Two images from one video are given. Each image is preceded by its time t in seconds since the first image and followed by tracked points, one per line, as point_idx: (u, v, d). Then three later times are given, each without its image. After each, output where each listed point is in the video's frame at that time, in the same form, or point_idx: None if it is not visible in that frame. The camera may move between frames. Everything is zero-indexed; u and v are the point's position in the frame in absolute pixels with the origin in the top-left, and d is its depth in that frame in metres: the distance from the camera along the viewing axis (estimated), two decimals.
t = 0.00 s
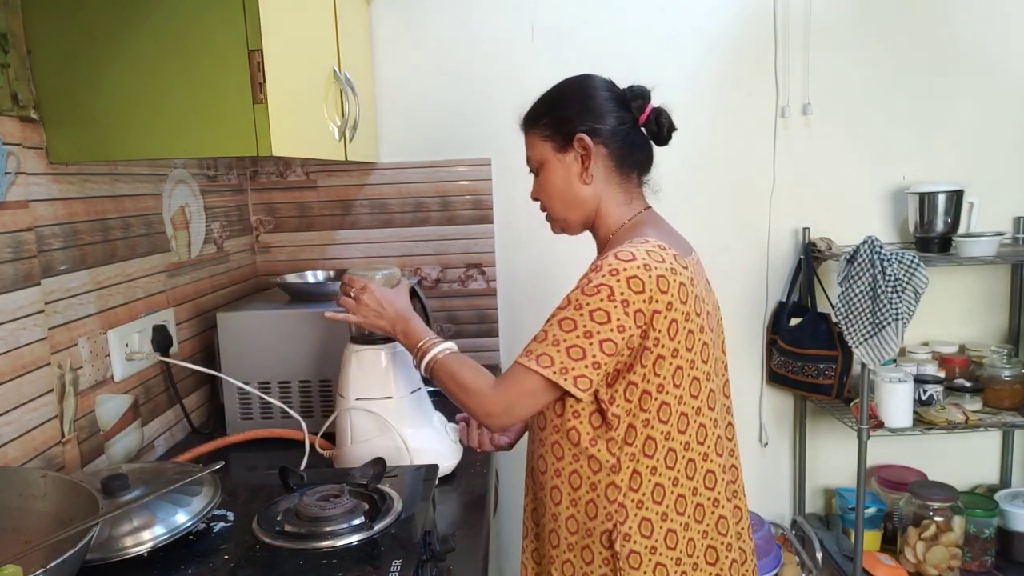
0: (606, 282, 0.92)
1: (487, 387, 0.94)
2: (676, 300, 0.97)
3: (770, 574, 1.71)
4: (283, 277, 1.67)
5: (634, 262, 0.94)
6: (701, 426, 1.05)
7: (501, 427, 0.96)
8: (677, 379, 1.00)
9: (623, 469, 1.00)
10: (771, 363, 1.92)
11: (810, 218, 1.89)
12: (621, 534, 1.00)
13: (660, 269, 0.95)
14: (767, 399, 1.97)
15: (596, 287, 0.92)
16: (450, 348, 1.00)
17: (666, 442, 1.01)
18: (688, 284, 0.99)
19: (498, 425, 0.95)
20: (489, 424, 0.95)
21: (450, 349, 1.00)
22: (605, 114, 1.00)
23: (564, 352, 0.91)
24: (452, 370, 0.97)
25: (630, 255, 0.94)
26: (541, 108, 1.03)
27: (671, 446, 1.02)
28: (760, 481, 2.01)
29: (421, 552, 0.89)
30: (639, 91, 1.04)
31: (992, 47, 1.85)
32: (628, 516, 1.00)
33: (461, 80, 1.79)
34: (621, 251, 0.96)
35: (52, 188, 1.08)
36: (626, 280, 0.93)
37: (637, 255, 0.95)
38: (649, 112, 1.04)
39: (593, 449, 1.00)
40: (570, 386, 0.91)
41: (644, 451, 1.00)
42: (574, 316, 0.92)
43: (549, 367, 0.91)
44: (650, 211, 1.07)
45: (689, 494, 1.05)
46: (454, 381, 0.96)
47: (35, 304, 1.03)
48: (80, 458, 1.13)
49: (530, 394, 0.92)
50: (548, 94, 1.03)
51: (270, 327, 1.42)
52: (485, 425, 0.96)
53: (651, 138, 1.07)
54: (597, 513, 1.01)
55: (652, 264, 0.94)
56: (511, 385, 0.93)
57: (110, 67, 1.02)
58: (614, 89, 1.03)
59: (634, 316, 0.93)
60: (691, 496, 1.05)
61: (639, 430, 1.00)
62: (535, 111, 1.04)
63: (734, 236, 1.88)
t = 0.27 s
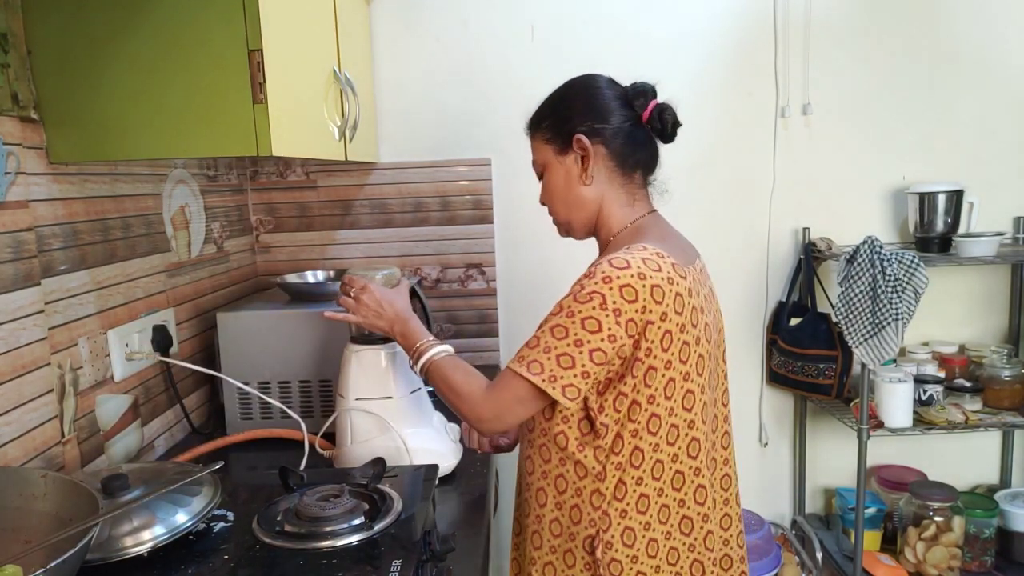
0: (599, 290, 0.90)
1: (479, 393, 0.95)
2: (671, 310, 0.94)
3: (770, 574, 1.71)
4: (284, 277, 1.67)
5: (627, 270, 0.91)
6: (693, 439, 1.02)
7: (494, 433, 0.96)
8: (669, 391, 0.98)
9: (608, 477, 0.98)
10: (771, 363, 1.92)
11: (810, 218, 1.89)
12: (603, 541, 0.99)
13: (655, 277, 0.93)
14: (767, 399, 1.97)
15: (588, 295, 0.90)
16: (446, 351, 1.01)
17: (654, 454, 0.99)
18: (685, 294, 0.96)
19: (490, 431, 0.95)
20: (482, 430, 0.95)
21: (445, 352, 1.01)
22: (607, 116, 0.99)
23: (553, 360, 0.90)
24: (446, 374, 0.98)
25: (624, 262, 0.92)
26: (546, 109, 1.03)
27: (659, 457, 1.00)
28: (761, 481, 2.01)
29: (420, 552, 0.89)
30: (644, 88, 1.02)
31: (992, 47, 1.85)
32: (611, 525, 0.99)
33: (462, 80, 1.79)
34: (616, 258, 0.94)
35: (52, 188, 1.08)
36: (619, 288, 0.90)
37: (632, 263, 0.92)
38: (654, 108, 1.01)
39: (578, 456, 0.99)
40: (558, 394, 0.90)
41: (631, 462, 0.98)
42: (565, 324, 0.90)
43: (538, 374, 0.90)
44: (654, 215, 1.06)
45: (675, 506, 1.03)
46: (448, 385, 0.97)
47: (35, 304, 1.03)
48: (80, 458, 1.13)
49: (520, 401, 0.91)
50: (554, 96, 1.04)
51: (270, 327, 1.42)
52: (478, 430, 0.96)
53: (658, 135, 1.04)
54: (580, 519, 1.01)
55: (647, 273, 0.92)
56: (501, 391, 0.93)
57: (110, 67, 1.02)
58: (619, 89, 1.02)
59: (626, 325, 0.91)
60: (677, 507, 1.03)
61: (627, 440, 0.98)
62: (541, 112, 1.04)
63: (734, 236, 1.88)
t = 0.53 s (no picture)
0: (595, 304, 0.89)
1: (470, 395, 0.95)
2: (669, 327, 0.93)
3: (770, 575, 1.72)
4: (284, 277, 1.67)
5: (625, 285, 0.90)
6: (685, 457, 1.01)
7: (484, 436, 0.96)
8: (662, 409, 0.96)
9: (596, 492, 0.98)
10: (771, 363, 1.92)
11: (810, 218, 1.89)
12: (588, 555, 0.99)
13: (653, 294, 0.91)
14: (767, 399, 1.97)
15: (584, 309, 0.89)
16: (443, 353, 1.01)
17: (644, 471, 0.98)
18: (684, 310, 0.95)
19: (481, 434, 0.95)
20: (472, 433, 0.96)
21: (441, 354, 1.01)
22: (608, 122, 0.99)
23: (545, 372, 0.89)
24: (440, 377, 0.98)
25: (622, 277, 0.91)
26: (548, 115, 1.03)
27: (649, 475, 0.98)
28: (761, 482, 2.01)
29: (420, 552, 0.89)
30: (645, 90, 1.01)
31: (992, 47, 1.85)
32: (597, 540, 0.99)
33: (462, 80, 1.79)
34: (615, 271, 0.92)
35: (52, 188, 1.08)
36: (615, 304, 0.89)
37: (631, 277, 0.91)
38: (655, 110, 1.00)
39: (567, 468, 0.98)
40: (547, 407, 0.89)
41: (620, 478, 0.97)
42: (559, 336, 0.89)
43: (529, 385, 0.89)
44: (656, 224, 1.04)
45: (664, 523, 1.02)
46: (440, 387, 0.97)
47: (35, 304, 1.03)
48: (80, 458, 1.13)
49: (509, 408, 0.91)
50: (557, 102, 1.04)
51: (271, 327, 1.42)
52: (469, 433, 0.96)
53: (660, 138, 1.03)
54: (566, 531, 1.00)
55: (645, 288, 0.91)
56: (492, 395, 0.92)
57: (110, 67, 1.02)
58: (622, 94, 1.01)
59: (622, 342, 0.90)
60: (665, 525, 1.02)
61: (618, 457, 0.97)
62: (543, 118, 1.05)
63: (734, 236, 1.88)
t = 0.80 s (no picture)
0: (590, 313, 0.89)
1: (458, 393, 0.95)
2: (665, 341, 0.92)
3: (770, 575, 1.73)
4: (283, 277, 1.67)
5: (620, 296, 0.90)
6: (681, 475, 1.00)
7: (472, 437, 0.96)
8: (658, 425, 0.96)
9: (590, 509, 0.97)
10: (771, 363, 1.92)
11: (810, 218, 1.89)
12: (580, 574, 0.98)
13: (648, 306, 0.91)
14: (767, 399, 1.97)
15: (577, 317, 0.89)
16: (435, 352, 1.02)
17: (639, 489, 0.97)
18: (681, 323, 0.94)
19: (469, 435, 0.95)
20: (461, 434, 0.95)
21: (433, 353, 1.01)
22: (608, 126, 0.98)
23: (536, 377, 0.89)
24: (430, 376, 0.98)
25: (617, 288, 0.90)
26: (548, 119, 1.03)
27: (644, 493, 0.97)
28: (761, 482, 2.01)
29: (420, 552, 0.89)
30: (650, 91, 1.00)
31: (992, 47, 1.85)
32: (590, 558, 0.98)
33: (462, 79, 1.79)
34: (610, 281, 0.92)
35: (52, 188, 1.08)
36: (610, 314, 0.89)
37: (627, 289, 0.91)
38: (659, 112, 1.00)
39: (561, 484, 0.97)
40: (535, 415, 0.89)
41: (615, 496, 0.96)
42: (551, 343, 0.90)
43: (519, 390, 0.89)
44: (655, 232, 1.04)
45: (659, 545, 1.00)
46: (429, 384, 0.98)
47: (35, 304, 1.03)
48: (79, 458, 1.13)
49: (496, 409, 0.91)
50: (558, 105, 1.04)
51: (271, 328, 1.42)
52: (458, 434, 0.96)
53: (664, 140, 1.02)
54: (559, 549, 0.99)
55: (641, 300, 0.90)
56: (479, 396, 0.92)
57: (109, 67, 1.02)
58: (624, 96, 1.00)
59: (617, 354, 0.89)
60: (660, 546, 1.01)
61: (613, 473, 0.96)
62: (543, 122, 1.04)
63: (734, 236, 1.88)
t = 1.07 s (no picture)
0: (578, 311, 0.88)
1: (454, 395, 0.95)
2: (655, 335, 0.92)
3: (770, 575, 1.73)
4: (283, 277, 1.67)
5: (609, 292, 0.89)
6: (681, 468, 1.00)
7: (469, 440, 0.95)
8: (656, 420, 0.95)
9: (596, 508, 0.97)
10: (771, 363, 1.92)
11: (810, 218, 1.89)
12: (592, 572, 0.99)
13: (637, 300, 0.90)
14: (767, 399, 1.97)
15: (566, 316, 0.88)
16: (434, 354, 1.01)
17: (643, 486, 0.97)
18: (672, 318, 0.94)
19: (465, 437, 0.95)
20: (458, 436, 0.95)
21: (433, 355, 1.01)
22: (583, 128, 0.98)
23: (528, 378, 0.89)
24: (428, 379, 0.98)
25: (606, 283, 0.90)
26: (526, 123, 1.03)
27: (648, 490, 0.97)
28: (761, 481, 2.01)
29: (420, 551, 0.89)
30: (625, 90, 1.00)
31: (993, 47, 1.85)
32: (601, 557, 0.98)
33: (462, 79, 1.79)
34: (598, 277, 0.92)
35: (52, 188, 1.08)
36: (598, 310, 0.88)
37: (615, 284, 0.90)
38: (635, 111, 0.99)
39: (565, 484, 0.97)
40: (530, 415, 0.89)
41: (620, 494, 0.96)
42: (542, 343, 0.89)
43: (511, 391, 0.89)
44: (639, 227, 1.04)
45: (667, 539, 1.01)
46: (426, 387, 0.98)
47: (35, 304, 1.03)
48: (79, 459, 1.13)
49: (492, 412, 0.91)
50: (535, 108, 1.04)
51: (270, 328, 1.42)
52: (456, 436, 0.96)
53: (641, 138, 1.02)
54: (569, 548, 1.00)
55: (630, 295, 0.90)
56: (474, 399, 0.92)
57: (109, 67, 1.02)
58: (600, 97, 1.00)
59: (608, 349, 0.89)
60: (669, 540, 1.02)
61: (615, 471, 0.96)
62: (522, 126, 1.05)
63: (734, 236, 1.88)
